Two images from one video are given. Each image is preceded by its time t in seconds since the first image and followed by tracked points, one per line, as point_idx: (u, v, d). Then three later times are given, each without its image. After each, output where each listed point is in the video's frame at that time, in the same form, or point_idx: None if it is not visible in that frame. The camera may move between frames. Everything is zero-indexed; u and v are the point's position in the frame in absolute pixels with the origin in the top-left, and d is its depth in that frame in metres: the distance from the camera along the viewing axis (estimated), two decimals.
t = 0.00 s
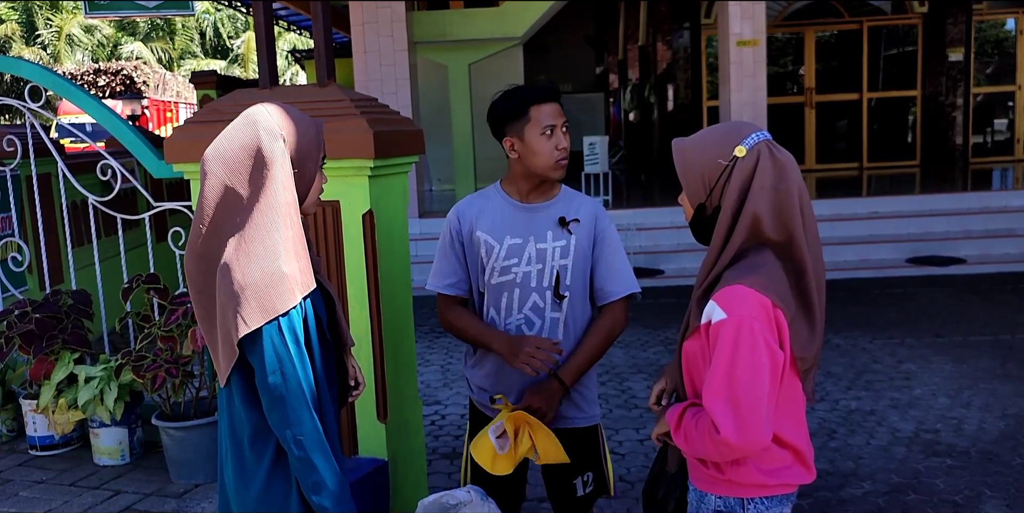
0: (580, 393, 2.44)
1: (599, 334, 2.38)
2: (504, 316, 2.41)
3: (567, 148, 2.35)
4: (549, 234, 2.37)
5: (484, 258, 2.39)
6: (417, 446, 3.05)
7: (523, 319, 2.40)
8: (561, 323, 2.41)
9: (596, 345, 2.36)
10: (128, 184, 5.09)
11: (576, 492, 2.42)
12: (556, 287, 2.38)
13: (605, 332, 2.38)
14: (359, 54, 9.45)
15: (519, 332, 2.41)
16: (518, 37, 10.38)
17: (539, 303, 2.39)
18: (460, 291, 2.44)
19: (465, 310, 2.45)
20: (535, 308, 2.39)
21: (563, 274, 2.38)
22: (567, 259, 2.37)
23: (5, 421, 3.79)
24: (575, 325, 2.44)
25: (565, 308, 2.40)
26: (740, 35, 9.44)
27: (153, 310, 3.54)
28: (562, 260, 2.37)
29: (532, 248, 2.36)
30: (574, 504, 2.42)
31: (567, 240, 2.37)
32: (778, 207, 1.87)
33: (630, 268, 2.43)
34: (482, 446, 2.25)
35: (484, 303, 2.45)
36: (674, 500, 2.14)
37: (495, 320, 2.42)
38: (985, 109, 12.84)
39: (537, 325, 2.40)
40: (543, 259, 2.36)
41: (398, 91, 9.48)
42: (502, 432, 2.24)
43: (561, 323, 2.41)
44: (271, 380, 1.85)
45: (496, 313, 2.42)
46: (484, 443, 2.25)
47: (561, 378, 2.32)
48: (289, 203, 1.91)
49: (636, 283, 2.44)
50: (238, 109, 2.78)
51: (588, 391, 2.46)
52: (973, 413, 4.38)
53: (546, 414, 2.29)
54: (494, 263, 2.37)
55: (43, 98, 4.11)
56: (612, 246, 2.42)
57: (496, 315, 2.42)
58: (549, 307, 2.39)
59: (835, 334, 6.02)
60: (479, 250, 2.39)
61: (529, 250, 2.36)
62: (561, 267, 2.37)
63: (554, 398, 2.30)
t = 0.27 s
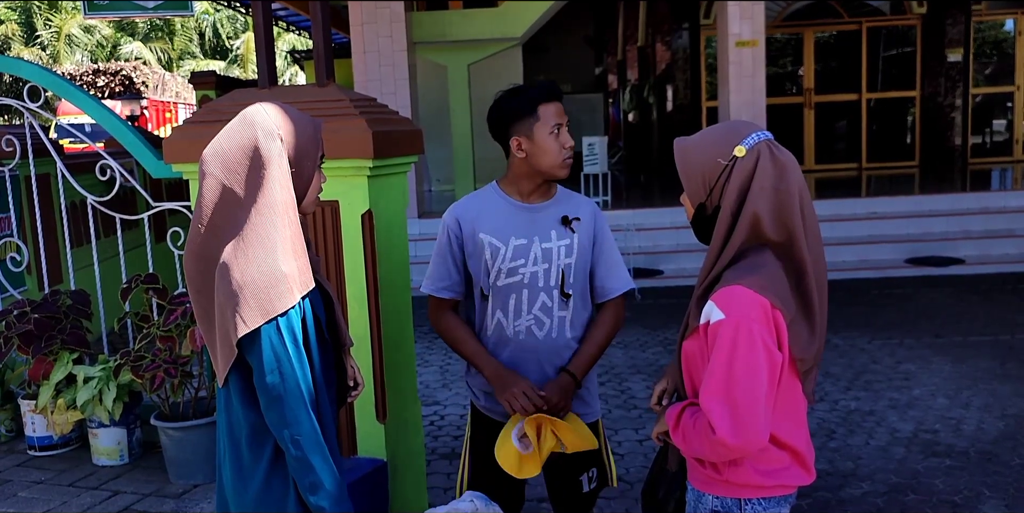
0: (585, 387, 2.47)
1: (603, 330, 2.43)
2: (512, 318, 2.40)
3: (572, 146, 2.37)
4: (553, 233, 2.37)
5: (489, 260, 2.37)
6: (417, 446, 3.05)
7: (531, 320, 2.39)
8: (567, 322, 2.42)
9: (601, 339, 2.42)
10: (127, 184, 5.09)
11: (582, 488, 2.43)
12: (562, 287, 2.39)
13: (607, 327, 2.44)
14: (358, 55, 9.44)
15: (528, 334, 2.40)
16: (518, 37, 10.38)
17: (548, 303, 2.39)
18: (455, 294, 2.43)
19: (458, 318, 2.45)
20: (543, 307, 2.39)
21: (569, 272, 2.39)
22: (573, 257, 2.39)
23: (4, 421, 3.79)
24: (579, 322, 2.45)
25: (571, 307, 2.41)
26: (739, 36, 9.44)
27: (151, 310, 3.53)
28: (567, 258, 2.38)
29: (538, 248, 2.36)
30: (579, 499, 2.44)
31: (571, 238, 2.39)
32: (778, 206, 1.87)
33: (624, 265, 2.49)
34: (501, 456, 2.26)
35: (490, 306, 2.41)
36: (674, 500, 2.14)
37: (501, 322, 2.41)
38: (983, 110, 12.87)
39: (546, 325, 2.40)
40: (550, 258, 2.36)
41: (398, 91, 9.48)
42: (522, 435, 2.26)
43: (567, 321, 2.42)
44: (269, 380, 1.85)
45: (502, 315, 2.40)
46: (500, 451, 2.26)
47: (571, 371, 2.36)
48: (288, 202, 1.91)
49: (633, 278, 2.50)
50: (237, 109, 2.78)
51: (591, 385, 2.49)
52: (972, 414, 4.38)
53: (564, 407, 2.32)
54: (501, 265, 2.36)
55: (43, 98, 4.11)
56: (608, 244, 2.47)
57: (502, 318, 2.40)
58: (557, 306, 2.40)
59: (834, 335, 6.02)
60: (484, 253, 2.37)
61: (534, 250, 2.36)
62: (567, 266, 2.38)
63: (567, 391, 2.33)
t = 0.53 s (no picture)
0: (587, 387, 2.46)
1: (605, 330, 2.45)
2: (515, 319, 2.38)
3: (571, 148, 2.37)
4: (553, 233, 2.37)
5: (490, 262, 2.35)
6: (415, 447, 3.04)
7: (535, 321, 2.38)
8: (570, 321, 2.42)
9: (605, 338, 2.43)
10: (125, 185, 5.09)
11: (585, 490, 2.43)
12: (564, 286, 2.39)
13: (609, 326, 2.46)
14: (356, 56, 9.45)
15: (532, 335, 2.39)
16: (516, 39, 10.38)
17: (551, 303, 2.38)
18: (456, 297, 2.42)
19: (461, 322, 2.45)
20: (547, 308, 2.38)
21: (571, 272, 2.39)
22: (573, 257, 2.39)
23: (2, 422, 3.78)
24: (581, 322, 2.45)
25: (574, 306, 2.41)
26: (737, 37, 9.44)
27: (149, 311, 3.52)
28: (568, 258, 2.38)
29: (539, 248, 2.35)
30: (583, 501, 2.44)
31: (571, 238, 2.39)
32: (771, 208, 1.85)
33: (622, 262, 2.49)
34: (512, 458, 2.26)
35: (492, 308, 2.39)
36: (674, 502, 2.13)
37: (505, 325, 2.39)
38: (980, 112, 12.93)
39: (550, 325, 2.39)
40: (551, 258, 2.36)
41: (396, 92, 9.48)
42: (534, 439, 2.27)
43: (570, 321, 2.42)
44: (268, 381, 1.85)
45: (505, 317, 2.38)
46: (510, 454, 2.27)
47: (577, 375, 2.37)
48: (287, 203, 1.90)
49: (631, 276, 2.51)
50: (236, 109, 2.77)
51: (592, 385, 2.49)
52: (970, 415, 4.38)
53: (571, 412, 2.33)
54: (502, 267, 2.34)
55: (40, 99, 4.10)
56: (607, 243, 2.47)
57: (505, 320, 2.38)
58: (560, 306, 2.39)
59: (832, 336, 6.02)
60: (484, 255, 2.35)
61: (535, 251, 2.35)
62: (567, 265, 2.38)
63: (575, 394, 2.35)
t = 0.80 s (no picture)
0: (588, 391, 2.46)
1: (606, 332, 2.44)
2: (517, 322, 2.37)
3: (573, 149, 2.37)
4: (553, 235, 2.37)
5: (491, 265, 2.34)
6: (413, 449, 3.03)
7: (537, 323, 2.37)
8: (571, 324, 2.41)
9: (607, 341, 2.43)
10: (122, 187, 5.07)
11: (588, 493, 2.42)
12: (565, 288, 2.38)
13: (611, 329, 2.45)
14: (354, 57, 9.44)
15: (534, 338, 2.38)
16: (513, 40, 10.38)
17: (553, 305, 2.38)
18: (456, 300, 2.40)
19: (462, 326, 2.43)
20: (549, 310, 2.37)
21: (571, 273, 2.38)
22: (573, 259, 2.38)
23: None
24: (581, 325, 2.44)
25: (575, 308, 2.40)
26: (735, 39, 9.43)
27: (146, 313, 3.50)
28: (569, 260, 2.38)
29: (539, 250, 2.35)
30: (586, 503, 2.43)
31: (571, 240, 2.39)
32: (768, 212, 1.84)
33: (620, 264, 2.49)
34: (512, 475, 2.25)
35: (494, 311, 2.38)
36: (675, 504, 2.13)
37: (506, 327, 2.37)
38: (977, 114, 12.88)
39: (552, 327, 2.38)
40: (552, 260, 2.36)
41: (393, 94, 9.47)
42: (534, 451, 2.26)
43: (571, 323, 2.41)
44: (267, 385, 1.84)
45: (507, 319, 2.37)
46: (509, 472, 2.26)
47: (580, 383, 2.36)
48: (286, 205, 1.90)
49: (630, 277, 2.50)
50: (234, 111, 2.76)
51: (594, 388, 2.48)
52: (969, 417, 4.38)
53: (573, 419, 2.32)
54: (503, 269, 2.34)
55: (36, 100, 4.08)
56: (605, 245, 2.48)
57: (507, 322, 2.37)
58: (561, 309, 2.39)
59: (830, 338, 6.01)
60: (485, 257, 2.34)
61: (536, 253, 2.34)
62: (568, 267, 2.38)
63: (577, 403, 2.33)
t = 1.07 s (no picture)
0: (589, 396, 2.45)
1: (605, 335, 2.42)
2: (518, 326, 2.35)
3: (557, 154, 2.34)
4: (553, 239, 2.35)
5: (490, 269, 2.33)
6: (411, 453, 3.02)
7: (537, 328, 2.36)
8: (571, 328, 2.39)
9: (607, 346, 2.41)
10: (119, 189, 5.05)
11: (588, 495, 2.40)
12: (565, 292, 2.37)
13: (609, 334, 2.42)
14: (352, 59, 9.43)
15: (534, 342, 2.36)
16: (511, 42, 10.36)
17: (553, 309, 2.36)
18: (454, 304, 2.39)
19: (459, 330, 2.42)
20: (548, 314, 2.36)
21: (571, 277, 2.37)
22: (573, 262, 2.37)
23: None
24: (582, 329, 2.42)
25: (575, 312, 2.39)
26: (733, 41, 9.43)
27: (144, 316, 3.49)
28: (568, 263, 2.36)
29: (539, 254, 2.33)
30: (586, 506, 2.41)
31: (571, 243, 2.37)
32: (770, 216, 1.84)
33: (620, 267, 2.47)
34: (506, 457, 2.25)
35: (493, 315, 2.36)
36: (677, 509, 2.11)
37: (506, 331, 2.36)
38: (975, 116, 12.83)
39: (552, 331, 2.37)
40: (551, 264, 2.34)
41: (391, 95, 9.45)
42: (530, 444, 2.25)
43: (571, 327, 2.39)
44: (267, 390, 1.83)
45: (507, 324, 2.36)
46: (504, 455, 2.26)
47: (585, 396, 2.35)
48: (286, 208, 1.89)
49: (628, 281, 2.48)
50: (232, 112, 2.75)
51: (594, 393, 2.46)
52: (968, 420, 4.37)
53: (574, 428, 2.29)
54: (503, 273, 2.32)
55: (33, 102, 4.06)
56: (604, 249, 2.46)
57: (506, 326, 2.36)
58: (561, 312, 2.37)
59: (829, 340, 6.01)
60: (485, 261, 2.33)
61: (535, 257, 2.33)
62: (568, 271, 2.36)
63: (582, 414, 2.32)
